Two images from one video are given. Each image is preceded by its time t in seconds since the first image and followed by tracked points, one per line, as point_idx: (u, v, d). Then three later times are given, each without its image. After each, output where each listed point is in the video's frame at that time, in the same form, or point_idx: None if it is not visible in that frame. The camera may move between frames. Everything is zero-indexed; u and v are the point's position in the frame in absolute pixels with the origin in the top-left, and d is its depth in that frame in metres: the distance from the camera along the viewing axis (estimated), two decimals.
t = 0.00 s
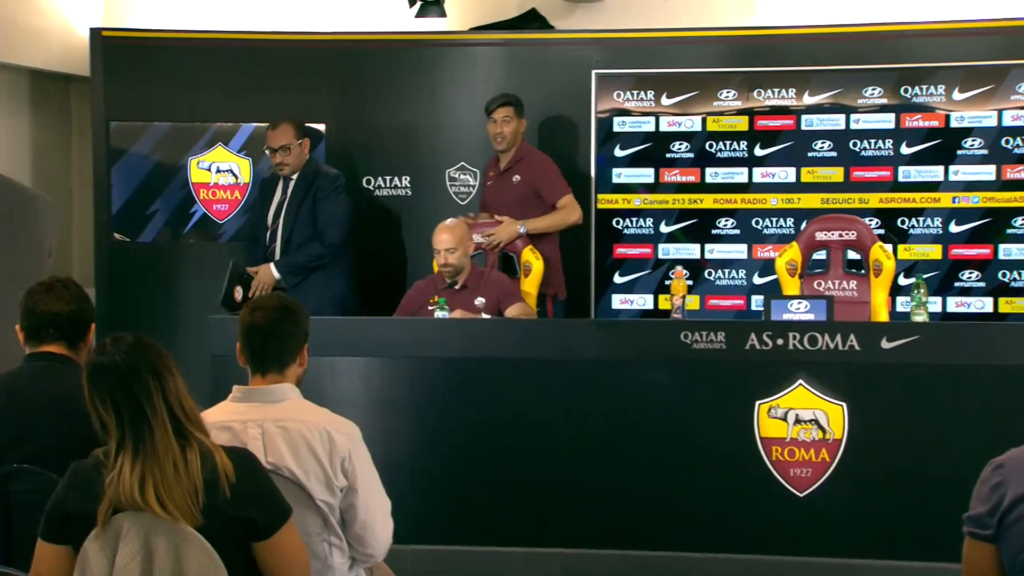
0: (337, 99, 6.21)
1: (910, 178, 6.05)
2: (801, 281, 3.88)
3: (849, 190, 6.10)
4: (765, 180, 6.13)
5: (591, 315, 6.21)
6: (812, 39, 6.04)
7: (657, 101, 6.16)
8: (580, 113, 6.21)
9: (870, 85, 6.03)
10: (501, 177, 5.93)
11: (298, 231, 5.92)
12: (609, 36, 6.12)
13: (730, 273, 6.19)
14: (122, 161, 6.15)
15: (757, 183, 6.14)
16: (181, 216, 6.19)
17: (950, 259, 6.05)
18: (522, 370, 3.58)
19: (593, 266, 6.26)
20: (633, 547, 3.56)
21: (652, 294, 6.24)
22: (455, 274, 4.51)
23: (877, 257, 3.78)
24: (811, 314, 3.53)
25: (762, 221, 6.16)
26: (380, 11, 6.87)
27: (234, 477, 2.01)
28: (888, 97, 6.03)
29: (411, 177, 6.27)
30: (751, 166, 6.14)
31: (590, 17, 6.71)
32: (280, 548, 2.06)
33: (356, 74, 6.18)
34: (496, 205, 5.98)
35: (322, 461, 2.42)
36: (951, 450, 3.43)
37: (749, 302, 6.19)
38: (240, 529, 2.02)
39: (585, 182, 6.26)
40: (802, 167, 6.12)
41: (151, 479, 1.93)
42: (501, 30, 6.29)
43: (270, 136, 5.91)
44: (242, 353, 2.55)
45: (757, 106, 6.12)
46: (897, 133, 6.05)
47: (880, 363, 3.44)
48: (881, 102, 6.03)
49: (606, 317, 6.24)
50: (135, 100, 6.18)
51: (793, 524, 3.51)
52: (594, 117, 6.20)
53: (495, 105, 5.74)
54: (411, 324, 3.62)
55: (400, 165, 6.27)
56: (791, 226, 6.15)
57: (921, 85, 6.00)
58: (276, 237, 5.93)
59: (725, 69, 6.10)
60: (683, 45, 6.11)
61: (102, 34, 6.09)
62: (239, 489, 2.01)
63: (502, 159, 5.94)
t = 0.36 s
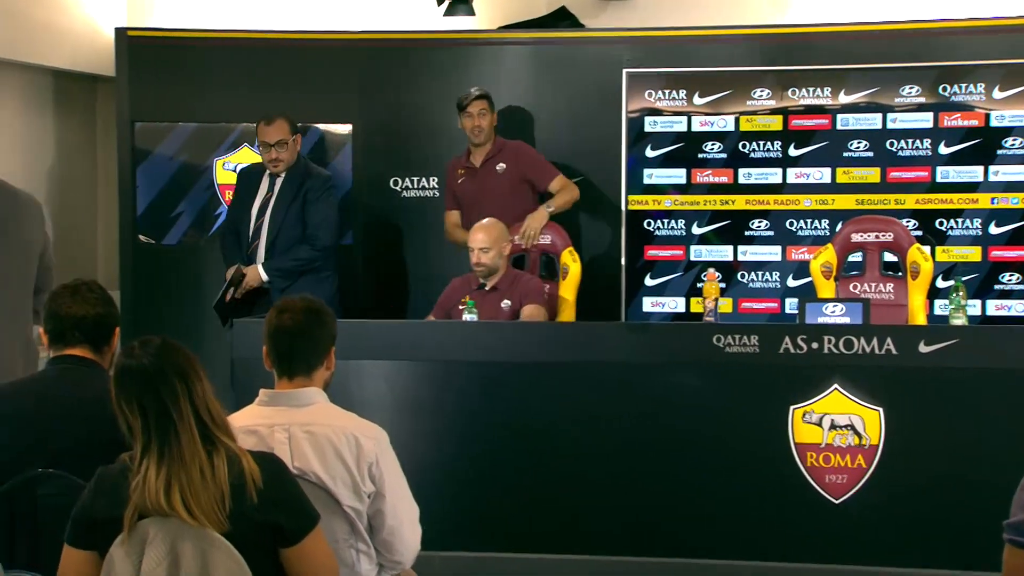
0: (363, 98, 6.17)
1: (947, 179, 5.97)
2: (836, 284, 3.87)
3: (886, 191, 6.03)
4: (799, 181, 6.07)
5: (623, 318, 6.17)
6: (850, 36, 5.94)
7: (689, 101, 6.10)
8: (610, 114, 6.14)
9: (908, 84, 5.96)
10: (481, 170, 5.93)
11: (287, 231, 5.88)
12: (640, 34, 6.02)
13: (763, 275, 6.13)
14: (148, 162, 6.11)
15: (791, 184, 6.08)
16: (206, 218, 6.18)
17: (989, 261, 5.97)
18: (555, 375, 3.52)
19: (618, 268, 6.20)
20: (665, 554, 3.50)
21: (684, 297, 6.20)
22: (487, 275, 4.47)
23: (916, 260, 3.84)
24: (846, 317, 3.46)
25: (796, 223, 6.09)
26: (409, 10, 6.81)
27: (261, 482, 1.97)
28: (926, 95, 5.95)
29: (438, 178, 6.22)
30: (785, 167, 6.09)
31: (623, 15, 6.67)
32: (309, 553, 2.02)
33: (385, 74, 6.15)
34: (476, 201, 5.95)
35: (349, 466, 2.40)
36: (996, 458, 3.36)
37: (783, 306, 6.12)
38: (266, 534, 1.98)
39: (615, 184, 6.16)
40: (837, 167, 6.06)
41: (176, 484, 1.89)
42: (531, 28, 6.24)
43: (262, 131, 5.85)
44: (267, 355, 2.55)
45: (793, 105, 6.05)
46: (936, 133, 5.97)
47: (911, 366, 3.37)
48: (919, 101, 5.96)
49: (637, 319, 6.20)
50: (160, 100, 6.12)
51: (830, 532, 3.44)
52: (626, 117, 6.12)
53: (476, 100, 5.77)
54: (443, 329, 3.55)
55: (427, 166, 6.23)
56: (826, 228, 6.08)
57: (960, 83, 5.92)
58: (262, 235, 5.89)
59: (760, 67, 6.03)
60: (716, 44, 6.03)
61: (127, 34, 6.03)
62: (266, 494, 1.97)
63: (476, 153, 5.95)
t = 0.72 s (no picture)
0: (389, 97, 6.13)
1: (986, 179, 5.89)
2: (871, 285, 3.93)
3: (923, 192, 5.95)
4: (835, 181, 6.00)
5: (654, 321, 6.07)
6: (887, 34, 5.89)
7: (721, 100, 6.03)
8: (640, 113, 6.06)
9: (946, 82, 5.88)
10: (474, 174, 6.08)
11: (284, 238, 5.77)
12: (672, 32, 6.00)
13: (797, 278, 6.06)
14: (173, 163, 6.11)
15: (825, 184, 6.00)
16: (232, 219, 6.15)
17: None
18: (587, 379, 3.46)
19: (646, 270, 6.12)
20: (697, 562, 3.43)
21: (716, 300, 6.10)
22: (524, 274, 4.45)
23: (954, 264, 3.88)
24: (882, 321, 3.40)
25: (830, 224, 6.01)
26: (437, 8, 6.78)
27: (286, 488, 1.92)
28: (966, 94, 5.86)
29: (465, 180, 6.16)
30: (819, 167, 6.01)
31: (654, 11, 6.58)
32: (335, 560, 1.97)
33: (413, 73, 6.10)
34: (469, 205, 6.10)
35: (376, 472, 2.38)
36: None
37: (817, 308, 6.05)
38: (291, 542, 1.93)
39: (645, 185, 6.08)
40: (873, 168, 5.98)
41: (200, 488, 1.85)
42: (559, 26, 6.19)
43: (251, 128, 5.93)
44: (293, 359, 2.51)
45: (827, 104, 5.98)
46: (975, 132, 5.89)
47: (948, 371, 3.29)
48: (958, 99, 5.87)
49: (669, 323, 6.09)
50: (187, 100, 6.11)
51: (867, 540, 3.36)
52: (656, 116, 6.07)
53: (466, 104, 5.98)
54: (476, 333, 3.49)
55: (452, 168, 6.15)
56: (862, 230, 6.02)
57: (1000, 81, 5.83)
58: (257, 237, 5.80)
59: (795, 65, 5.96)
60: (750, 41, 5.99)
61: (152, 34, 6.04)
62: (292, 500, 1.92)
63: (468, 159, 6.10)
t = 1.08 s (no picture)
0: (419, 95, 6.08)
1: None
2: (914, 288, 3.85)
3: (966, 191, 5.85)
4: (875, 181, 5.92)
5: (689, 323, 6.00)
6: (933, 28, 5.79)
7: (759, 98, 5.98)
8: (674, 112, 6.01)
9: (991, 78, 5.79)
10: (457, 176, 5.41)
11: (259, 230, 4.89)
12: (710, 28, 5.94)
13: (836, 279, 5.97)
14: (201, 160, 6.00)
15: (865, 184, 5.92)
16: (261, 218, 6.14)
17: None
18: (622, 382, 3.39)
19: (677, 271, 6.05)
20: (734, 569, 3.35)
21: (754, 301, 6.02)
22: (566, 273, 4.42)
23: (998, 264, 3.93)
24: (925, 323, 3.32)
25: (870, 223, 5.92)
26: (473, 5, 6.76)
27: (317, 494, 1.99)
28: (1011, 90, 5.78)
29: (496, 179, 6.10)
30: (860, 166, 5.93)
31: (690, 6, 6.55)
32: (368, 566, 2.05)
33: (445, 71, 6.05)
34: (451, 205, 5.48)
35: (406, 476, 2.39)
36: None
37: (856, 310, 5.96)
38: (323, 547, 2.01)
39: (677, 185, 6.03)
40: (915, 166, 5.89)
41: (230, 493, 1.93)
42: (594, 23, 6.14)
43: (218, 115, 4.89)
44: (322, 361, 2.49)
45: (867, 101, 5.92)
46: (1021, 129, 5.79)
47: (994, 375, 3.22)
48: (1003, 96, 5.80)
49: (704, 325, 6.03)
50: (214, 97, 6.06)
51: (909, 548, 3.28)
52: (692, 114, 6.01)
53: (446, 109, 5.13)
54: (513, 333, 3.43)
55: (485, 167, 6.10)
56: (904, 229, 5.92)
57: None
58: (230, 233, 4.86)
59: (835, 62, 5.89)
60: (790, 37, 5.90)
61: (180, 31, 5.98)
62: (323, 507, 2.00)
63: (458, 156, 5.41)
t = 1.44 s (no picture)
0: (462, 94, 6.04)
1: None
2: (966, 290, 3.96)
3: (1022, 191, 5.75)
4: (929, 180, 5.82)
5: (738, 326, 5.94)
6: (985, 26, 5.72)
7: (810, 95, 5.91)
8: (719, 111, 5.94)
9: None
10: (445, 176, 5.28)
11: (265, 234, 4.91)
12: (757, 25, 5.85)
13: (890, 281, 5.88)
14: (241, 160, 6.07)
15: (920, 183, 5.84)
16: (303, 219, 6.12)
17: None
18: (671, 386, 3.32)
19: (720, 272, 5.99)
20: None
21: (804, 304, 5.95)
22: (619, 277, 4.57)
23: None
24: (982, 326, 3.25)
25: (923, 224, 5.84)
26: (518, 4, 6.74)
27: (366, 505, 1.98)
28: None
29: (542, 179, 6.06)
30: (914, 165, 5.84)
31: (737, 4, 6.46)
32: None
33: (487, 70, 6.00)
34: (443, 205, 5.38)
35: (450, 481, 2.43)
36: None
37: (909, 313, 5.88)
38: (367, 556, 2.00)
39: (721, 184, 5.96)
40: (971, 166, 5.80)
41: (279, 496, 1.93)
42: (639, 20, 6.07)
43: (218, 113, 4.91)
44: (367, 364, 2.57)
45: (921, 99, 5.83)
46: None
47: None
48: None
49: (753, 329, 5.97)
50: (258, 97, 6.09)
51: (964, 557, 3.21)
52: (741, 113, 5.93)
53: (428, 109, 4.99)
54: (559, 339, 3.40)
55: (528, 167, 6.07)
56: (960, 231, 5.82)
57: None
58: (232, 238, 4.86)
59: (888, 59, 5.81)
60: (841, 34, 5.83)
61: (220, 30, 5.99)
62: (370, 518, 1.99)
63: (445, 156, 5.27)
